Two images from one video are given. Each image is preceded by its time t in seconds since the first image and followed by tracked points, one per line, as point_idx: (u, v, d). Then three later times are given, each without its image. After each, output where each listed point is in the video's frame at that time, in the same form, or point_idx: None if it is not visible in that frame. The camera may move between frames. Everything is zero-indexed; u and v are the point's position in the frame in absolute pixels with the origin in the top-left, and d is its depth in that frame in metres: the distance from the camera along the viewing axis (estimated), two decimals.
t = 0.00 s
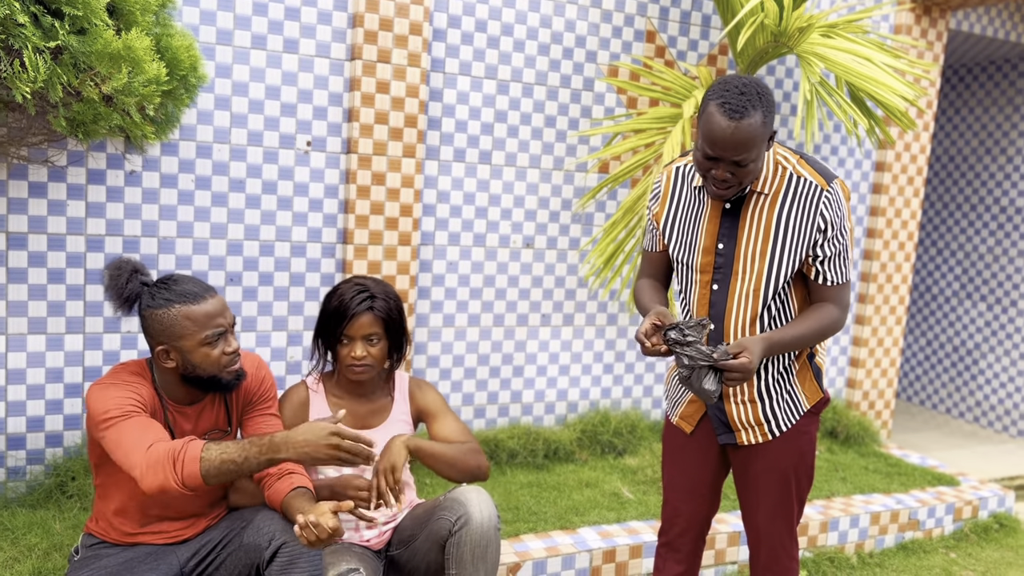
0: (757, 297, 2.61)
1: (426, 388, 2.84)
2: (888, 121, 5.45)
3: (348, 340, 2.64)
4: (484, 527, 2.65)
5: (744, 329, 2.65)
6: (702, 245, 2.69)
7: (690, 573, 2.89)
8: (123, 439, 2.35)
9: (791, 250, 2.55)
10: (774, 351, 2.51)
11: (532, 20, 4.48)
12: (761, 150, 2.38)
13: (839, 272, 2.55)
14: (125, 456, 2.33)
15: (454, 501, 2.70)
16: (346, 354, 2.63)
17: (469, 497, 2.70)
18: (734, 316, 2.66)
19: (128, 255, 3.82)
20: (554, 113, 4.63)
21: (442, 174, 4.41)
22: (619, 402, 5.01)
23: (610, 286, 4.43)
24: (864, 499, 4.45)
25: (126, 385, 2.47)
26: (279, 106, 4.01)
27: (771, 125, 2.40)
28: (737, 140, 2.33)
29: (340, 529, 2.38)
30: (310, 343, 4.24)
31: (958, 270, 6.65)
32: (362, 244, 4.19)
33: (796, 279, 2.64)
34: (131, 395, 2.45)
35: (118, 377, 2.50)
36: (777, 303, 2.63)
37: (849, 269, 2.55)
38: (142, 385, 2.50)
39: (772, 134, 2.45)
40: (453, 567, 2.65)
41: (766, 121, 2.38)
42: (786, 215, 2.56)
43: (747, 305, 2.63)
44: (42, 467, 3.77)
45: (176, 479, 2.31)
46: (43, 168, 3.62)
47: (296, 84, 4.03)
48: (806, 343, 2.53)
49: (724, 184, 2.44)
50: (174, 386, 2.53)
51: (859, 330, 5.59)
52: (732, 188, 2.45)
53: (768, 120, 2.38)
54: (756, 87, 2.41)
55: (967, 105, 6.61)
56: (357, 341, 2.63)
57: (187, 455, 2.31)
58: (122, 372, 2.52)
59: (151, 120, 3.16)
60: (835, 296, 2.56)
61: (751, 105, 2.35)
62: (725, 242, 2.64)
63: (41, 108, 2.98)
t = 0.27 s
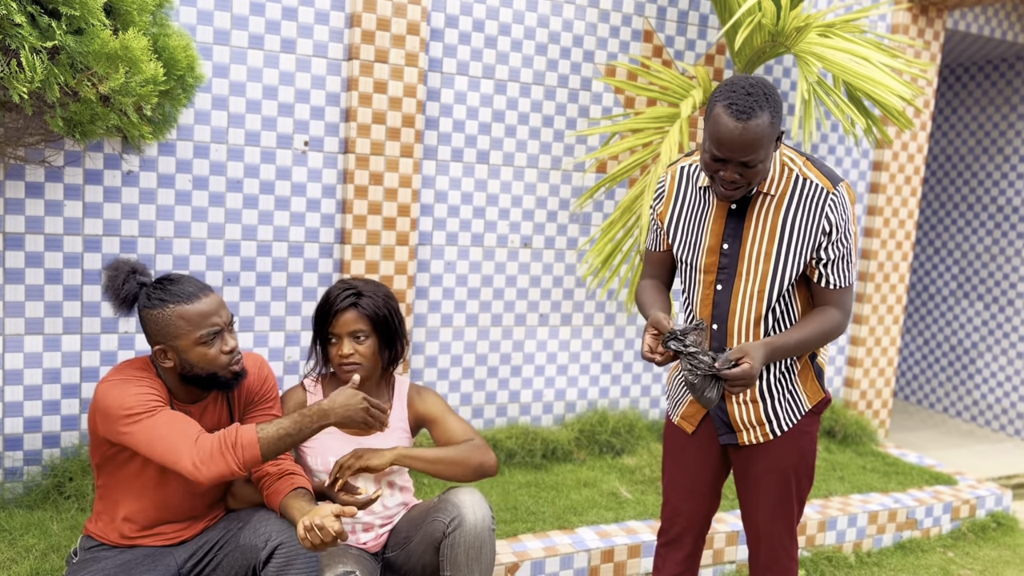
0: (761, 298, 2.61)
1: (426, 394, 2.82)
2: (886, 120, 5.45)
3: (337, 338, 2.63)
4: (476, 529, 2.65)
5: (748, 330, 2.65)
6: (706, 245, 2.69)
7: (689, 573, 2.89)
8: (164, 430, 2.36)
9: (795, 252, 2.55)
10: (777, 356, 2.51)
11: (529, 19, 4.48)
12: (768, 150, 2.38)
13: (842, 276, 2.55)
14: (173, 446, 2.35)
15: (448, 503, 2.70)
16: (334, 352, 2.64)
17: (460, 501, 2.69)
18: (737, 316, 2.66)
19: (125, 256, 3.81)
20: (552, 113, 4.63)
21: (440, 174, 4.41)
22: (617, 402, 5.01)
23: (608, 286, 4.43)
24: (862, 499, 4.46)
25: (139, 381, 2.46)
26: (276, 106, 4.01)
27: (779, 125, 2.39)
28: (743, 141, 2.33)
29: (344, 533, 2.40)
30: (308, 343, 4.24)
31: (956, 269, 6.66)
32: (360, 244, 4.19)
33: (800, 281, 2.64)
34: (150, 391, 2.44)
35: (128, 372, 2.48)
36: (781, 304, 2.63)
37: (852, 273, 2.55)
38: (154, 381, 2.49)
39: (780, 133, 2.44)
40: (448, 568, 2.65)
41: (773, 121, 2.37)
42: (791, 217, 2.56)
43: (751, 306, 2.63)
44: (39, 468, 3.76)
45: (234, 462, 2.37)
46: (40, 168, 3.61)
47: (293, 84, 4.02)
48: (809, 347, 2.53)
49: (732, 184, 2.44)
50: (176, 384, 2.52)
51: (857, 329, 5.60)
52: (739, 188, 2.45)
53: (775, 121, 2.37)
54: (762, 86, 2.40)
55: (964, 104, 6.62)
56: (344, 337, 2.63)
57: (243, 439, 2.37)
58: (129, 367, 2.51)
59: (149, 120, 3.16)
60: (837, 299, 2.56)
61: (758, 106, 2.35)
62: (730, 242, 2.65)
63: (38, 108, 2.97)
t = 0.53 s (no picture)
0: (764, 299, 2.61)
1: (427, 396, 2.82)
2: (883, 120, 5.46)
3: (349, 322, 2.66)
4: (476, 528, 2.65)
5: (750, 331, 2.65)
6: (710, 245, 2.70)
7: (689, 572, 2.90)
8: (162, 447, 2.37)
9: (798, 254, 2.55)
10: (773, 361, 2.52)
11: (526, 20, 4.48)
12: (770, 149, 2.38)
13: (845, 280, 2.54)
14: (170, 465, 2.36)
15: (447, 503, 2.70)
16: (349, 336, 2.65)
17: (459, 500, 2.70)
18: (740, 317, 2.66)
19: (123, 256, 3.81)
20: (550, 113, 4.63)
21: (438, 174, 4.41)
22: (615, 401, 5.02)
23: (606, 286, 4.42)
24: (860, 498, 4.46)
25: (133, 388, 2.44)
26: (274, 106, 4.00)
27: (778, 123, 2.40)
28: (743, 141, 2.33)
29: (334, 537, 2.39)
30: (306, 344, 4.24)
31: (953, 269, 6.67)
32: (358, 244, 4.18)
33: (802, 284, 2.64)
34: (146, 400, 2.43)
35: (127, 377, 2.47)
36: (783, 306, 2.62)
37: (854, 276, 2.55)
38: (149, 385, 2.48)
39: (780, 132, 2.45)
40: (447, 568, 2.65)
41: (772, 119, 2.38)
42: (795, 219, 2.56)
43: (753, 307, 2.63)
44: (36, 469, 3.76)
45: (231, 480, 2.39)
46: (37, 168, 3.61)
47: (291, 84, 4.02)
48: (807, 351, 2.53)
49: (737, 186, 2.44)
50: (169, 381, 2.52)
51: (854, 329, 5.61)
52: (744, 189, 2.45)
53: (773, 119, 2.38)
54: (758, 86, 2.41)
55: (961, 103, 6.63)
56: (360, 322, 2.65)
57: (241, 461, 2.39)
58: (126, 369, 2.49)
59: (146, 120, 3.15)
60: (838, 303, 2.55)
61: (754, 105, 2.35)
62: (734, 243, 2.66)
63: (35, 108, 2.97)
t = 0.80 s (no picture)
0: (761, 300, 2.61)
1: (424, 390, 2.84)
2: (880, 119, 5.46)
3: (355, 327, 2.65)
4: (479, 527, 2.65)
5: (748, 333, 2.65)
6: (709, 246, 2.70)
7: (688, 571, 2.90)
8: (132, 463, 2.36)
9: (795, 257, 2.56)
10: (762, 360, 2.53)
11: (524, 20, 4.48)
12: (766, 151, 2.38)
13: (840, 283, 2.54)
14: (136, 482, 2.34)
15: (450, 502, 2.70)
16: (354, 342, 2.64)
17: (463, 498, 2.70)
18: (738, 319, 2.66)
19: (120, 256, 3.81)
20: (547, 113, 4.63)
21: (435, 174, 4.41)
22: (613, 401, 5.02)
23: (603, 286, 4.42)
24: (858, 497, 4.47)
25: (128, 396, 2.45)
26: (271, 106, 4.00)
27: (776, 126, 2.39)
28: (738, 143, 2.34)
29: (339, 534, 2.37)
30: (303, 344, 4.23)
31: (950, 268, 6.68)
32: (355, 245, 4.18)
33: (799, 287, 2.64)
34: (133, 412, 2.43)
35: (121, 384, 2.48)
36: (780, 308, 2.62)
37: (848, 280, 2.54)
38: (141, 397, 2.48)
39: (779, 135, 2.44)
40: (449, 567, 2.65)
41: (769, 122, 2.37)
42: (793, 222, 2.56)
43: (751, 308, 2.63)
44: (34, 469, 3.76)
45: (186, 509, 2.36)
46: (34, 168, 3.60)
47: (288, 84, 4.02)
48: (798, 352, 2.54)
49: (732, 187, 2.44)
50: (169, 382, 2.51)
51: (852, 328, 5.61)
52: (740, 191, 2.45)
53: (771, 121, 2.37)
54: (757, 88, 2.41)
55: (959, 103, 6.64)
56: (366, 328, 2.65)
57: (185, 494, 2.32)
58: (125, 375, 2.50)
59: (143, 120, 3.15)
60: (833, 305, 2.55)
61: (751, 107, 2.35)
62: (732, 244, 2.66)
63: (32, 109, 2.96)
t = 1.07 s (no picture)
0: (757, 303, 2.63)
1: (418, 389, 2.84)
2: (878, 119, 5.47)
3: (356, 332, 2.63)
4: (479, 527, 2.65)
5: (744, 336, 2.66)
6: (706, 249, 2.72)
7: (688, 571, 2.90)
8: (85, 470, 2.34)
9: (787, 260, 2.56)
10: (737, 358, 2.50)
11: (522, 20, 4.48)
12: (752, 155, 2.38)
13: (825, 286, 2.51)
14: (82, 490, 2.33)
15: (450, 501, 2.70)
16: (354, 347, 2.62)
17: (464, 497, 2.70)
18: (735, 322, 2.67)
19: (118, 256, 3.80)
20: (545, 113, 4.63)
21: (433, 174, 4.40)
22: (611, 401, 5.02)
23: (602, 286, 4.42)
24: (856, 496, 4.47)
25: (113, 402, 2.44)
26: (269, 106, 4.00)
27: (764, 130, 2.39)
28: (723, 145, 2.34)
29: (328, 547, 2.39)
30: (302, 344, 4.23)
31: (948, 267, 6.68)
32: (354, 245, 4.18)
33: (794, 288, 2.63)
34: (112, 419, 2.42)
35: (113, 388, 2.47)
36: (777, 310, 2.63)
37: (836, 283, 2.51)
38: (127, 404, 2.47)
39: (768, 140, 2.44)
40: (448, 567, 2.65)
41: (756, 126, 2.37)
42: (785, 225, 2.55)
43: (747, 311, 2.65)
44: (32, 470, 3.76)
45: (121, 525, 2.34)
46: (31, 169, 3.60)
47: (286, 84, 4.02)
48: (773, 356, 2.52)
49: (716, 189, 2.43)
50: (162, 385, 2.51)
51: (850, 328, 5.61)
52: (725, 193, 2.44)
53: (758, 125, 2.37)
54: (748, 92, 2.41)
55: (956, 102, 6.65)
56: (366, 334, 2.64)
57: (104, 526, 2.28)
58: (119, 380, 2.49)
59: (141, 120, 3.15)
60: (819, 308, 2.52)
61: (738, 109, 2.36)
62: (728, 247, 2.67)
63: (30, 109, 2.96)
